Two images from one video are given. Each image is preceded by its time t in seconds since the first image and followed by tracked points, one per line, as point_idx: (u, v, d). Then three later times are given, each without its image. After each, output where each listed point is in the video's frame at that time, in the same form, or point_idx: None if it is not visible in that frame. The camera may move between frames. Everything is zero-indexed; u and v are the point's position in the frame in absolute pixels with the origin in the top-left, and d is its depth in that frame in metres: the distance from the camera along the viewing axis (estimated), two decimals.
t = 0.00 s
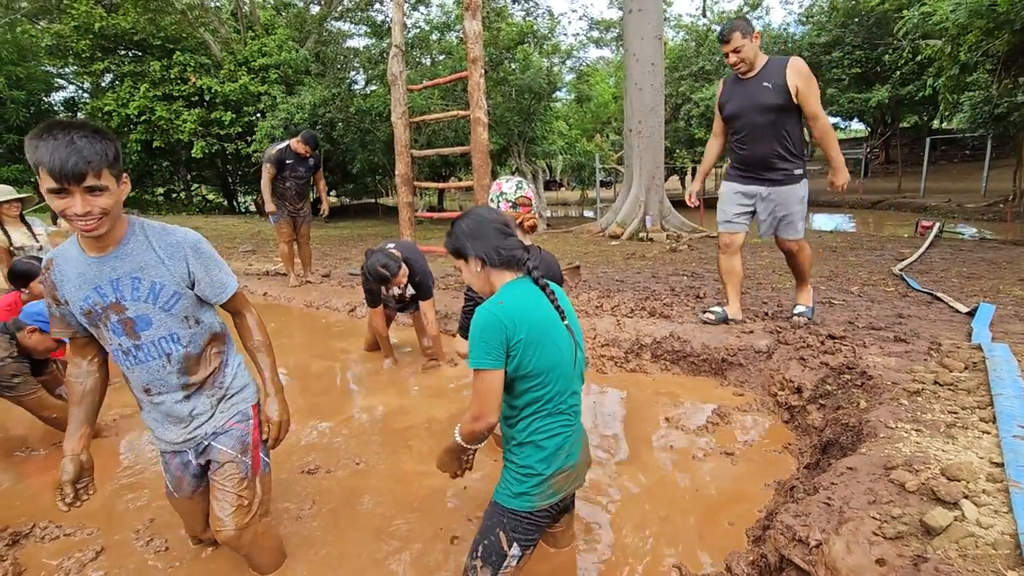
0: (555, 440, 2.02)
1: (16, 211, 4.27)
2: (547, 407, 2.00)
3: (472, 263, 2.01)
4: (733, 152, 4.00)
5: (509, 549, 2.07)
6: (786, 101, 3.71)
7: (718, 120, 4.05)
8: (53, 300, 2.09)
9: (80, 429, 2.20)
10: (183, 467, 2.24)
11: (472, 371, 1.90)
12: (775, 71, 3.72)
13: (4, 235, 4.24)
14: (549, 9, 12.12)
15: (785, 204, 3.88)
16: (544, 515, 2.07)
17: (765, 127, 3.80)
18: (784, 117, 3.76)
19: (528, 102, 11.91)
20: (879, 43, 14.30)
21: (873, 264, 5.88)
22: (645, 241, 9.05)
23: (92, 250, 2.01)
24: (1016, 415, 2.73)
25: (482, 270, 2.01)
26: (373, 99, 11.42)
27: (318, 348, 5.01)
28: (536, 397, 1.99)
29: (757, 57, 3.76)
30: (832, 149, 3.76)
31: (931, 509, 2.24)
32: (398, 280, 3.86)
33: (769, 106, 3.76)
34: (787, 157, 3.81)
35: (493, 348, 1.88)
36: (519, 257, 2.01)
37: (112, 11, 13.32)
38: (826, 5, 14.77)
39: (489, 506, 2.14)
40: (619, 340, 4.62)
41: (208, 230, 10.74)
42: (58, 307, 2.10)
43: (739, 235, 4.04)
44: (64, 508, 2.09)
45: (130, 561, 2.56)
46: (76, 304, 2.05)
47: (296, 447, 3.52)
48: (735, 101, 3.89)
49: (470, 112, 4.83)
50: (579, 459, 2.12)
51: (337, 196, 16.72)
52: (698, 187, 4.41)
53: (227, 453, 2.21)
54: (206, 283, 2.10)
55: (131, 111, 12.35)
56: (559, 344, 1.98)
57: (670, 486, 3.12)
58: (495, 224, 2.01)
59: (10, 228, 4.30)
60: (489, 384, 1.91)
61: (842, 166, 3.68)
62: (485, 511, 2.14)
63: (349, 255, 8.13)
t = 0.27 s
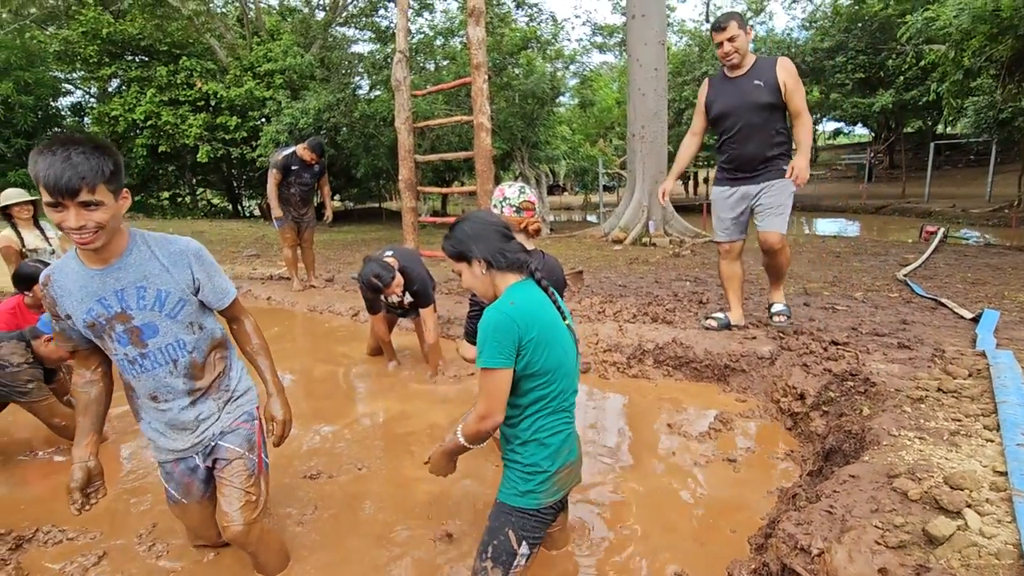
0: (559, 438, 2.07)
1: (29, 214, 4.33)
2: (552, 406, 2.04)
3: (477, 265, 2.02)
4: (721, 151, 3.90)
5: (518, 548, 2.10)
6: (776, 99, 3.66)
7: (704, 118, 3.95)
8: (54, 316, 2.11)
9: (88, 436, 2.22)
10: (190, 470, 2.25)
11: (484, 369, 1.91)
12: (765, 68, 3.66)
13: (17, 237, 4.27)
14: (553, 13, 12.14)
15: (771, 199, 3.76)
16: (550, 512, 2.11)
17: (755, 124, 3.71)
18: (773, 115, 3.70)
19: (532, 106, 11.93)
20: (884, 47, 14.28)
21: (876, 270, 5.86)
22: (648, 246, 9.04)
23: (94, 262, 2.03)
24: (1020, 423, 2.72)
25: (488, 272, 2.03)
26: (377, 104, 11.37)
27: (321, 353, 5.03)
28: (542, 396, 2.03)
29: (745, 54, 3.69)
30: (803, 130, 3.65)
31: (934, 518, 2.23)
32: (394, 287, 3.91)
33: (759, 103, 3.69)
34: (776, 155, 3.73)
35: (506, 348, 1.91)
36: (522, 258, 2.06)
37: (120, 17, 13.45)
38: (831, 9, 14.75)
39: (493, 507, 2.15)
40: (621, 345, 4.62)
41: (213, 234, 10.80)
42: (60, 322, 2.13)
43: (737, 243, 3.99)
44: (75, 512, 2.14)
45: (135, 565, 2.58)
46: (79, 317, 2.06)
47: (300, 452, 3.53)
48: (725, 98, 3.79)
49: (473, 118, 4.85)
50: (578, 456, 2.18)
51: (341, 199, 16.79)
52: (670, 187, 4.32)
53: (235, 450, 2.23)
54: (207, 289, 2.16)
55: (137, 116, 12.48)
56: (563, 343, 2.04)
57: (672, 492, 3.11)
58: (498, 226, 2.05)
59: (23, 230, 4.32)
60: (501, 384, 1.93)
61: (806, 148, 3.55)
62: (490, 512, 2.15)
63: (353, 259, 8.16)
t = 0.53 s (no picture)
0: (566, 436, 2.09)
1: (48, 216, 4.35)
2: (559, 403, 2.07)
3: (480, 267, 2.02)
4: (716, 154, 3.88)
5: (528, 547, 2.09)
6: (774, 103, 3.65)
7: (701, 120, 3.94)
8: (50, 323, 2.10)
9: (76, 450, 2.22)
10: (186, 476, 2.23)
11: (494, 368, 1.92)
12: (764, 73, 3.66)
13: (34, 239, 4.30)
14: (556, 20, 12.22)
15: (762, 203, 3.72)
16: (558, 510, 2.12)
17: (751, 128, 3.70)
18: (771, 120, 3.69)
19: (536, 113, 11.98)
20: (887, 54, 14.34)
21: (881, 276, 5.84)
22: (651, 252, 9.04)
23: (100, 265, 2.04)
24: None
25: (491, 274, 2.03)
26: (381, 110, 11.44)
27: (324, 357, 5.02)
28: (549, 394, 2.05)
29: (744, 57, 3.70)
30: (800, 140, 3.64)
31: (941, 524, 2.21)
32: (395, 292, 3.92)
33: (757, 107, 3.68)
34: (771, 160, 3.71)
35: (517, 346, 1.92)
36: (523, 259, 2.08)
37: (128, 24, 13.58)
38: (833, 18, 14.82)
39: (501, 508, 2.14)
40: (625, 350, 4.61)
41: (217, 239, 10.84)
42: (56, 329, 2.12)
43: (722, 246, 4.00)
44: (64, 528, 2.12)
45: (137, 568, 2.57)
46: (81, 320, 2.05)
47: (302, 456, 3.52)
48: (722, 100, 3.78)
49: (477, 123, 4.87)
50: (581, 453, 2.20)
51: (345, 206, 16.85)
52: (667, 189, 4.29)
53: (230, 452, 2.22)
54: (209, 291, 2.19)
55: (144, 121, 12.58)
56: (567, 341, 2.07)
57: (677, 498, 3.09)
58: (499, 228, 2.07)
59: (41, 232, 4.35)
60: (512, 381, 1.94)
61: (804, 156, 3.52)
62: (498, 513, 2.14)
63: (357, 264, 8.18)
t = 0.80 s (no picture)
0: (579, 433, 2.13)
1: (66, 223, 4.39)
2: (570, 402, 2.10)
3: (479, 275, 2.04)
4: (716, 161, 3.87)
5: (548, 548, 2.11)
6: (776, 111, 3.63)
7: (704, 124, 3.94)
8: (53, 335, 2.04)
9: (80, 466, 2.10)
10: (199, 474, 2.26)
11: (505, 372, 1.94)
12: (767, 79, 3.64)
13: (50, 244, 4.34)
14: (561, 28, 12.30)
15: (761, 212, 3.71)
16: (576, 509, 2.15)
17: (750, 135, 3.69)
18: (772, 128, 3.67)
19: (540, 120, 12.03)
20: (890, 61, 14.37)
21: (887, 283, 5.83)
22: (655, 258, 9.05)
23: (113, 270, 2.08)
24: None
25: (490, 281, 2.06)
26: (386, 117, 11.52)
27: (329, 363, 5.04)
28: (560, 393, 2.08)
29: (749, 61, 3.68)
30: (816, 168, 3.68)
31: (949, 531, 2.20)
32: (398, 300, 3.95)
33: (758, 114, 3.66)
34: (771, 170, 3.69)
35: (527, 347, 1.95)
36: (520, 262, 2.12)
37: (136, 33, 13.73)
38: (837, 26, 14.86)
39: (520, 511, 2.16)
40: (630, 356, 4.61)
41: (223, 245, 10.90)
42: (59, 341, 2.05)
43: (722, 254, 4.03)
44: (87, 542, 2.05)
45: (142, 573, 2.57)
46: (92, 327, 2.04)
47: (307, 462, 3.52)
48: (724, 106, 3.78)
49: (482, 130, 4.89)
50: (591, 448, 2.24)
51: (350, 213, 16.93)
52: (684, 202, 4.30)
53: (237, 436, 2.25)
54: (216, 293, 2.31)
55: (152, 129, 12.70)
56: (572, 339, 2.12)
57: (682, 505, 3.08)
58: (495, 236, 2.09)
59: (58, 238, 4.38)
60: (524, 383, 1.96)
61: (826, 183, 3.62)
62: (518, 516, 2.15)
63: (362, 270, 8.20)
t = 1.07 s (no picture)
0: (592, 437, 2.14)
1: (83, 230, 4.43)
2: (583, 406, 2.11)
3: (490, 282, 2.04)
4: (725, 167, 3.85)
5: (567, 554, 2.10)
6: (788, 117, 3.60)
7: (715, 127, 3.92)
8: (65, 343, 2.07)
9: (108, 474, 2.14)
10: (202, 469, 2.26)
11: (523, 378, 1.94)
12: (781, 83, 3.59)
13: (65, 250, 4.39)
14: (565, 36, 12.38)
15: (769, 220, 3.68)
16: (592, 514, 2.15)
17: (761, 141, 3.67)
18: (783, 134, 3.64)
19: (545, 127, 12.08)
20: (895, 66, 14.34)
21: (895, 288, 5.79)
22: (661, 264, 9.03)
23: (130, 278, 2.13)
24: None
25: (502, 287, 2.06)
26: (392, 125, 11.63)
27: (335, 370, 5.05)
28: (574, 398, 2.09)
29: (764, 62, 3.65)
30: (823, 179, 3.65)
31: (961, 540, 2.16)
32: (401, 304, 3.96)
33: (769, 119, 3.63)
34: (780, 177, 3.66)
35: (544, 352, 1.95)
36: (528, 269, 2.13)
37: (146, 44, 13.91)
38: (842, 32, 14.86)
39: (536, 520, 2.14)
40: (636, 363, 4.59)
41: (231, 253, 10.97)
42: (70, 350, 2.07)
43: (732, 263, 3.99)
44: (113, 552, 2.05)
45: None
46: (105, 335, 2.08)
47: (313, 469, 3.52)
48: (736, 108, 3.74)
49: (488, 137, 4.91)
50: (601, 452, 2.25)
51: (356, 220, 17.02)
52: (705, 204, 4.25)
53: (238, 419, 2.27)
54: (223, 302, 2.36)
55: (161, 138, 12.85)
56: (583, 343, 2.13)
57: (690, 512, 3.05)
58: (503, 242, 2.09)
59: (74, 245, 4.41)
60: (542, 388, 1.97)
61: (831, 192, 3.56)
62: (535, 525, 2.13)
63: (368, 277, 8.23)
